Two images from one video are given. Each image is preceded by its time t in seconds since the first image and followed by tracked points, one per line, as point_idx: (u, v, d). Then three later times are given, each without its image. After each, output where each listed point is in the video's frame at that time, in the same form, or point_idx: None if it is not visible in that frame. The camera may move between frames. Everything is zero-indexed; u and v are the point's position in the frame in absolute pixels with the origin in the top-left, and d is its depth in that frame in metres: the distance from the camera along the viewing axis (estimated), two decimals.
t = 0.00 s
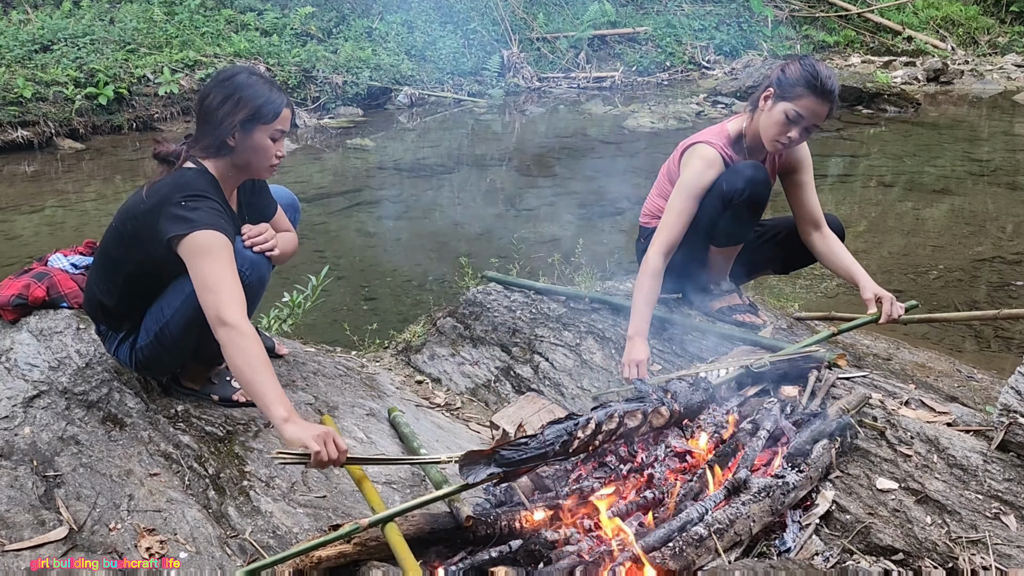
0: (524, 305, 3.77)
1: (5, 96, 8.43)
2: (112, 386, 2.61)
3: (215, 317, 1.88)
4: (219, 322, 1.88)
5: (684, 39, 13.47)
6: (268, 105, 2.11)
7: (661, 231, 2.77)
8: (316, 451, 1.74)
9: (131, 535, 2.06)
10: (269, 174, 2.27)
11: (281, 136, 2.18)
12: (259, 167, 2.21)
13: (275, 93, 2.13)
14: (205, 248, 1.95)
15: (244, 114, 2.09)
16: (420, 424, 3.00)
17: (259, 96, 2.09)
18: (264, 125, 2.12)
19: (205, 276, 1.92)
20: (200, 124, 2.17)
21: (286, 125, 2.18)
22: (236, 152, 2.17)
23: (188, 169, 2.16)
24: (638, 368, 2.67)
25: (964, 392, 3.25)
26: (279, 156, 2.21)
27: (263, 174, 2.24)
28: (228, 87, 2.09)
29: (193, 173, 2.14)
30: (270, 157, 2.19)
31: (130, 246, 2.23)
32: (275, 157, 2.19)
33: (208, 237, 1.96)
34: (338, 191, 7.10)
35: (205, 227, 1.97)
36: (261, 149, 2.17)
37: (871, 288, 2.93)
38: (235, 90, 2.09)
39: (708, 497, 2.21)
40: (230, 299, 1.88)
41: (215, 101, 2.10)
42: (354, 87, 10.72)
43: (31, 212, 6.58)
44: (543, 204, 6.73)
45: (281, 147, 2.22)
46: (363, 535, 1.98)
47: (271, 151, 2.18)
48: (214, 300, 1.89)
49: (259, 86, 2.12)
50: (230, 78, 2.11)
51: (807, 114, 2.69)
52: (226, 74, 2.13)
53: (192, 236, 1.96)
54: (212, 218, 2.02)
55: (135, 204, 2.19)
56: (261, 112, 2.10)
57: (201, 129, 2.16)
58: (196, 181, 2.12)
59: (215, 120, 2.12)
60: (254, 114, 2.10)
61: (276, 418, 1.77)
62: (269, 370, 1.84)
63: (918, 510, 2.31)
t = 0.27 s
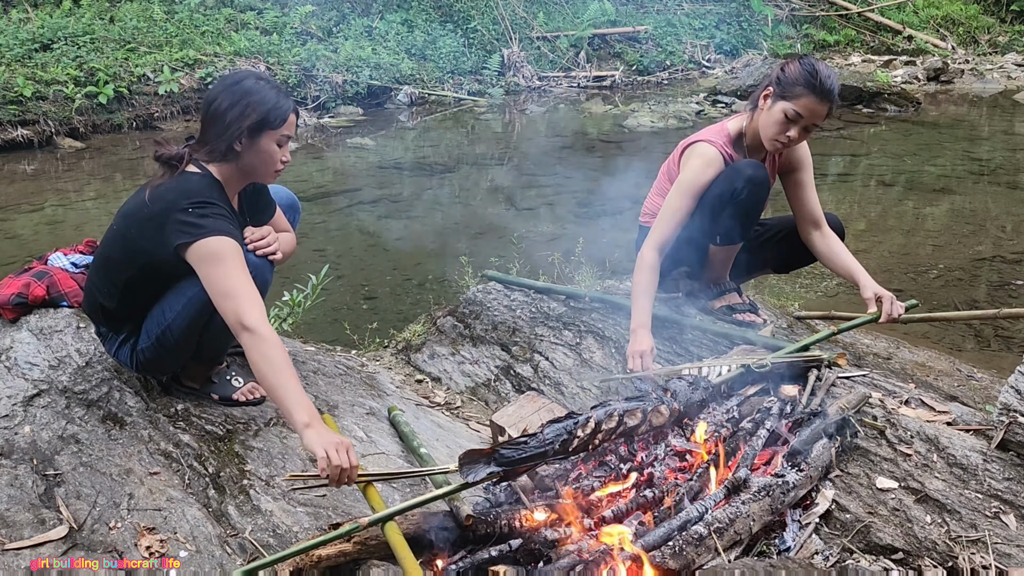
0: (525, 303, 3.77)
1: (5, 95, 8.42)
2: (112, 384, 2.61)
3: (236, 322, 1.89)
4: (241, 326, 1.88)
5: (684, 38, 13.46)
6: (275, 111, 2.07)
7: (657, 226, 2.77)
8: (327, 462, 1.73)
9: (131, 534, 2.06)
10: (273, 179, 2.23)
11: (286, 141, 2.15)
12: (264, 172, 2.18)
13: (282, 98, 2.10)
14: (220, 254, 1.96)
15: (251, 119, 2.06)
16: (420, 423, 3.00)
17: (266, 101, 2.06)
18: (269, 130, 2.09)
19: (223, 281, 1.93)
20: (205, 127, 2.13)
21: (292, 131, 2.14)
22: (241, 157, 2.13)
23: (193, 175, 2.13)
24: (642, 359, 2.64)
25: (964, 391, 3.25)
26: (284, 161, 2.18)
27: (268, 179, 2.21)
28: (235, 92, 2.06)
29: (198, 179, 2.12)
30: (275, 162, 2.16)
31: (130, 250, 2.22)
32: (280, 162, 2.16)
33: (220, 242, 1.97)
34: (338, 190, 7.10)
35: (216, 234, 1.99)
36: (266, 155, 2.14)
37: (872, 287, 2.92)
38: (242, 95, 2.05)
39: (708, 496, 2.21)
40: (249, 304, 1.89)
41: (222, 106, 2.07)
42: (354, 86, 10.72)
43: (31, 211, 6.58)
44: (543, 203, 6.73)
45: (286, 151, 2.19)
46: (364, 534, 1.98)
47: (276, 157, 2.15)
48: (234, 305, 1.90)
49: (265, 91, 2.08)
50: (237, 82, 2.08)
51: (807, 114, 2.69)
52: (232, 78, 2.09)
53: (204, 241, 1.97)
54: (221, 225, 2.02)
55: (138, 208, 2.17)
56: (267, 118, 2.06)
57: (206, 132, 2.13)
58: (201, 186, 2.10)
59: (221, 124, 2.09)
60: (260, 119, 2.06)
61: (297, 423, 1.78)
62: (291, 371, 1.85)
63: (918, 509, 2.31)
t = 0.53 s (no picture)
0: (525, 303, 3.77)
1: (5, 94, 8.41)
2: (112, 384, 2.61)
3: (232, 327, 1.87)
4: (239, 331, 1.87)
5: (684, 38, 13.46)
6: (281, 114, 2.07)
7: (658, 225, 2.79)
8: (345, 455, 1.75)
9: (131, 534, 2.06)
10: (277, 181, 2.23)
11: (291, 144, 2.15)
12: (267, 173, 2.18)
13: (288, 102, 2.09)
14: (221, 259, 1.94)
15: (257, 122, 2.05)
16: (421, 422, 3.00)
17: (272, 104, 2.06)
18: (274, 133, 2.08)
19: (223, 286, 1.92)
20: (210, 128, 2.12)
21: (297, 134, 2.14)
22: (245, 158, 2.13)
23: (198, 175, 2.12)
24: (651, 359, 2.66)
25: (964, 391, 3.25)
26: (288, 164, 2.18)
27: (271, 181, 2.21)
28: (241, 95, 2.05)
29: (202, 179, 2.11)
30: (279, 165, 2.16)
31: (133, 252, 2.21)
32: (284, 164, 2.16)
33: (221, 246, 1.96)
34: (338, 189, 7.10)
35: (222, 237, 1.98)
36: (271, 157, 2.13)
37: (872, 287, 2.92)
38: (248, 97, 2.05)
39: (708, 496, 2.21)
40: (247, 310, 1.88)
41: (228, 108, 2.06)
42: (354, 85, 10.72)
43: (31, 210, 6.57)
44: (543, 203, 6.72)
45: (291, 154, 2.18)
46: (364, 533, 1.98)
47: (280, 159, 2.14)
48: (230, 310, 1.88)
49: (272, 94, 2.08)
50: (243, 85, 2.07)
51: (806, 112, 2.68)
52: (240, 80, 2.09)
53: (206, 245, 1.97)
54: (226, 227, 2.01)
55: (141, 210, 2.16)
56: (272, 120, 2.06)
57: (211, 133, 2.12)
58: (205, 188, 2.09)
59: (225, 126, 2.08)
60: (266, 122, 2.06)
61: (303, 424, 1.78)
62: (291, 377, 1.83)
63: (918, 508, 2.31)
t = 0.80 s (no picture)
0: (524, 302, 3.77)
1: (4, 94, 8.40)
2: (112, 383, 2.61)
3: (263, 323, 1.92)
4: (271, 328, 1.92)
5: (684, 37, 13.46)
6: (300, 119, 2.10)
7: (659, 223, 2.79)
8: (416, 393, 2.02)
9: (131, 534, 2.06)
10: (288, 184, 2.25)
11: (307, 148, 2.17)
12: (280, 176, 2.20)
13: (306, 107, 2.12)
14: (244, 256, 1.97)
15: (277, 126, 2.07)
16: (421, 422, 3.00)
17: (293, 109, 2.08)
18: (293, 137, 2.10)
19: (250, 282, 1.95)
20: (229, 129, 2.13)
21: (314, 139, 2.17)
22: (263, 161, 2.14)
23: (214, 174, 2.11)
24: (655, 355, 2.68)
25: (964, 390, 3.25)
26: (300, 168, 2.20)
27: (283, 183, 2.23)
28: (263, 99, 2.07)
29: (219, 178, 2.09)
30: (293, 168, 2.18)
31: (145, 252, 2.18)
32: (298, 168, 2.18)
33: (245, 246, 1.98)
34: (338, 189, 7.10)
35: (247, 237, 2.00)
36: (287, 161, 2.15)
37: (873, 287, 2.92)
38: (270, 101, 2.06)
39: (708, 495, 2.21)
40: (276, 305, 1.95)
41: (248, 111, 2.07)
42: (354, 85, 10.72)
43: (31, 210, 6.57)
44: (543, 202, 6.72)
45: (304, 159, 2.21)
46: (363, 533, 1.99)
47: (296, 163, 2.17)
48: (259, 307, 1.93)
49: (292, 98, 2.10)
50: (265, 88, 2.08)
51: (806, 109, 2.68)
52: (260, 84, 2.10)
53: (227, 243, 1.98)
54: (248, 226, 2.03)
55: (155, 209, 2.14)
56: (292, 124, 2.08)
57: (229, 135, 2.13)
58: (221, 187, 2.08)
59: (245, 128, 2.09)
60: (287, 126, 2.08)
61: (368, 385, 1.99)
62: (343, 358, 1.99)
63: (918, 508, 2.31)
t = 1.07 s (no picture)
0: (524, 302, 3.77)
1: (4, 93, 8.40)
2: (112, 383, 2.61)
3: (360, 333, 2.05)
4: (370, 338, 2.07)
5: (684, 37, 13.47)
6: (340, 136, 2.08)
7: (661, 223, 2.78)
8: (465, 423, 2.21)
9: (130, 533, 2.06)
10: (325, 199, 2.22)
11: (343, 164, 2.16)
12: (320, 193, 2.16)
13: (344, 121, 2.11)
14: (322, 273, 2.04)
15: (321, 144, 2.05)
16: (420, 421, 3.00)
17: (334, 127, 2.06)
18: (333, 154, 2.09)
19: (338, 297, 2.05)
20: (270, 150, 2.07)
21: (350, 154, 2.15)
22: (303, 178, 2.10)
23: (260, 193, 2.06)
24: (652, 355, 2.67)
25: (964, 390, 3.25)
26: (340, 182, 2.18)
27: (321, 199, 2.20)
28: (305, 116, 2.02)
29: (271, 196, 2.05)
30: (333, 184, 2.15)
31: (193, 261, 2.14)
32: (338, 184, 2.16)
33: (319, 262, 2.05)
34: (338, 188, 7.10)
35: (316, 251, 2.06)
36: (327, 177, 2.13)
37: (877, 288, 2.92)
38: (313, 118, 2.03)
39: (708, 495, 2.21)
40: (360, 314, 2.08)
41: (290, 129, 2.03)
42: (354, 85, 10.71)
43: (31, 210, 6.57)
44: (543, 202, 6.72)
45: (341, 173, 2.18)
46: (363, 533, 1.99)
47: (334, 179, 2.14)
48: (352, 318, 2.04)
49: (333, 115, 2.08)
50: (305, 104, 2.04)
51: (806, 107, 2.68)
52: (296, 102, 2.04)
53: (303, 261, 2.03)
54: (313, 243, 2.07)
55: (205, 220, 2.08)
56: (334, 141, 2.07)
57: (270, 151, 2.07)
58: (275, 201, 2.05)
59: (289, 148, 2.05)
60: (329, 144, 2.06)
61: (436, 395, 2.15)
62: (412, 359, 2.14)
63: (918, 508, 2.31)
